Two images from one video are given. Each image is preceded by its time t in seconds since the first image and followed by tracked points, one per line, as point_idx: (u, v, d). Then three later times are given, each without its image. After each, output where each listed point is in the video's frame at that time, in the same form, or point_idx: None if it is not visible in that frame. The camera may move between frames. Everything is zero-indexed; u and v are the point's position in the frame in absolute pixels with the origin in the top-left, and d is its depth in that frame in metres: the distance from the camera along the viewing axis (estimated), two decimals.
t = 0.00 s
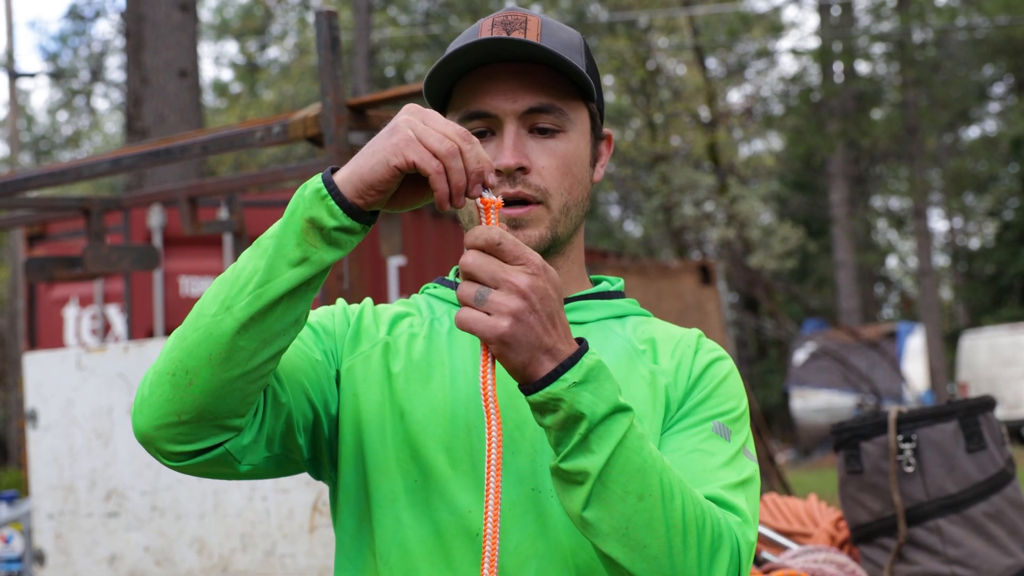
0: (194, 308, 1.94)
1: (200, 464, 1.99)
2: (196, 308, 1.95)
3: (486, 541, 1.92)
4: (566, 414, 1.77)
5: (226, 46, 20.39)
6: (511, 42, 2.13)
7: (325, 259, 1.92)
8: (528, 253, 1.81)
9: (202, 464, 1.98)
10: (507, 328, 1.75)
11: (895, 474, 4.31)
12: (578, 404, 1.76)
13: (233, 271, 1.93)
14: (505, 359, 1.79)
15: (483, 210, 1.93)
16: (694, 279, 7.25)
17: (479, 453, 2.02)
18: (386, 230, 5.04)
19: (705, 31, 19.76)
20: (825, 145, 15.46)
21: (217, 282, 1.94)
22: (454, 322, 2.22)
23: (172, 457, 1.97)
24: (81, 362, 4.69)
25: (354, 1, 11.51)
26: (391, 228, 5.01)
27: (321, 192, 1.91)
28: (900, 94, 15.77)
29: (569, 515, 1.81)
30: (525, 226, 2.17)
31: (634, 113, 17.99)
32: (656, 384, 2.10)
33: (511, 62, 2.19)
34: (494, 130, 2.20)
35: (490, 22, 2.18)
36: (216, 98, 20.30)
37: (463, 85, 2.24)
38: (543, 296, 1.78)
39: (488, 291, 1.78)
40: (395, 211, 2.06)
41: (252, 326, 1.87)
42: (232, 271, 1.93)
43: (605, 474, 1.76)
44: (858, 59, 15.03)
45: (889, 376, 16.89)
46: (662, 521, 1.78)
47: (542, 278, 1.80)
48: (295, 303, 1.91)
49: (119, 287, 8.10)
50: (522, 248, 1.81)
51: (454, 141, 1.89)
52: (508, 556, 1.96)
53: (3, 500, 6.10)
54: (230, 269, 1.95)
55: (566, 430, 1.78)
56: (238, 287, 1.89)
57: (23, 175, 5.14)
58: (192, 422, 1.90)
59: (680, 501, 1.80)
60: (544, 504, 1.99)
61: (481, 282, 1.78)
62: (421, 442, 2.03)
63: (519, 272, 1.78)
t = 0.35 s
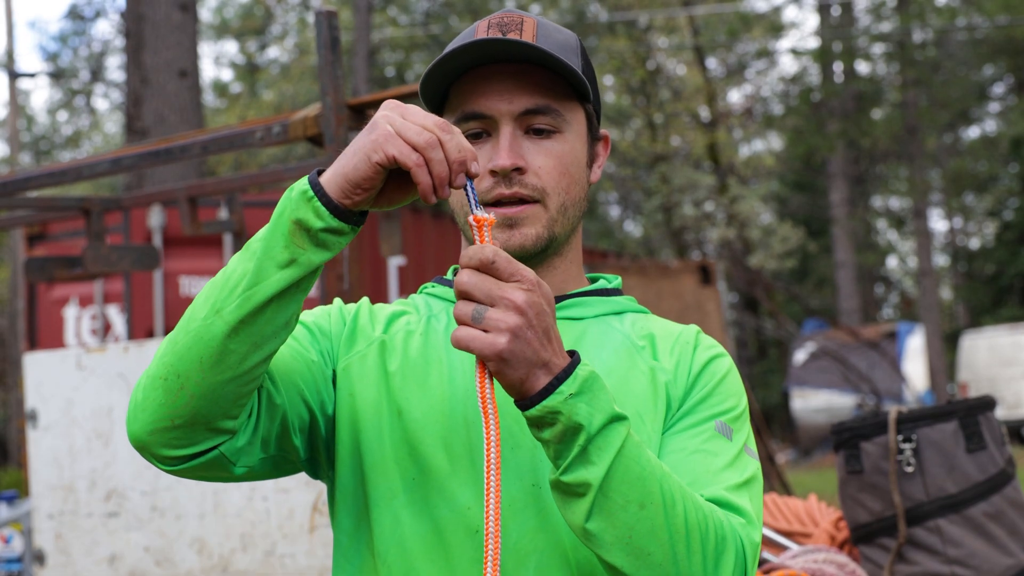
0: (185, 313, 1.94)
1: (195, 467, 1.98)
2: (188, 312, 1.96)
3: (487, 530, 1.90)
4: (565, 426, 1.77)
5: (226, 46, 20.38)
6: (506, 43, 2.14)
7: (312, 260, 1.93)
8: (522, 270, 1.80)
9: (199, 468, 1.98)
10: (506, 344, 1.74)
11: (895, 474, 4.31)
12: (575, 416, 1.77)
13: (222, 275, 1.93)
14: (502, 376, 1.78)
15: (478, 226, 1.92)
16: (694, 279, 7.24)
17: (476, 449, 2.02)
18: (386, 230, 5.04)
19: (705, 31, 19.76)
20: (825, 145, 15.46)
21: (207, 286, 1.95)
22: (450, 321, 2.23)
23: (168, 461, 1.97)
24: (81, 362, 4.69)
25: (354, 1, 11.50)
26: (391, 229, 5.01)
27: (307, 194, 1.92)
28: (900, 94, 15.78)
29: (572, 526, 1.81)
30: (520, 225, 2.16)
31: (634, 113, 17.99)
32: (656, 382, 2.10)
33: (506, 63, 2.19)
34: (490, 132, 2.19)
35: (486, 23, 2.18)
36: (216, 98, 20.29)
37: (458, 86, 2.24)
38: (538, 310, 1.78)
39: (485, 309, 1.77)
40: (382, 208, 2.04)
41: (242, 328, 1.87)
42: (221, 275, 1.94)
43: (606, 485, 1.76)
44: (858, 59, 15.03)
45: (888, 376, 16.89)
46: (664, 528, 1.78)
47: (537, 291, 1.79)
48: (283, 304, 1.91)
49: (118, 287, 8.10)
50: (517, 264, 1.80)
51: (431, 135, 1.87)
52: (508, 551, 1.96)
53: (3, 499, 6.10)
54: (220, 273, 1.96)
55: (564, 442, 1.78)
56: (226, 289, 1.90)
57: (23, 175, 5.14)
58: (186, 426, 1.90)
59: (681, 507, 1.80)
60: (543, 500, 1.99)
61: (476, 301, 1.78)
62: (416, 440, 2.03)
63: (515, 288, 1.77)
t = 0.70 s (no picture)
0: (178, 347, 1.94)
1: (209, 502, 1.99)
2: (179, 346, 1.95)
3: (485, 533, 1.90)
4: (564, 441, 1.76)
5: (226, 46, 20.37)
6: (507, 41, 2.14)
7: (296, 279, 1.92)
8: (528, 284, 1.78)
9: (213, 501, 1.99)
10: (510, 359, 1.73)
11: (895, 474, 4.31)
12: (575, 431, 1.76)
13: (210, 308, 1.92)
14: (504, 392, 1.77)
15: (479, 238, 1.90)
16: (694, 279, 7.24)
17: (473, 454, 2.02)
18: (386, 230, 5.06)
19: (705, 31, 19.78)
20: (825, 145, 15.45)
21: (196, 319, 1.93)
22: (446, 322, 2.22)
23: (180, 499, 1.97)
24: (81, 362, 4.69)
25: (354, 1, 11.51)
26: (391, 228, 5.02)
27: (282, 217, 1.90)
28: (900, 94, 15.78)
29: (571, 538, 1.81)
30: (519, 224, 2.16)
31: (634, 113, 18.00)
32: (655, 385, 2.10)
33: (506, 60, 2.19)
34: (491, 130, 2.19)
35: (488, 21, 2.19)
36: (216, 98, 20.27)
37: (459, 85, 2.23)
38: (542, 325, 1.76)
39: (491, 323, 1.75)
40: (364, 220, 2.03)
41: (239, 356, 1.87)
42: (208, 307, 1.93)
43: (606, 499, 1.77)
44: (858, 59, 15.05)
45: (888, 376, 16.90)
46: (664, 540, 1.79)
47: (541, 305, 1.78)
48: (276, 328, 1.90)
49: (118, 287, 8.10)
50: (523, 279, 1.78)
51: (401, 155, 1.84)
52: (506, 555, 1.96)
53: (3, 499, 6.10)
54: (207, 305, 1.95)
55: (564, 456, 1.78)
56: (217, 321, 1.89)
57: (23, 175, 5.14)
58: (196, 462, 1.90)
59: (680, 518, 1.81)
60: (542, 502, 1.99)
61: (478, 313, 1.76)
62: (413, 446, 2.03)
63: (521, 303, 1.76)
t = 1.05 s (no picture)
0: (177, 389, 1.93)
1: (220, 540, 1.99)
2: (178, 389, 1.94)
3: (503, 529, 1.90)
4: (573, 444, 1.76)
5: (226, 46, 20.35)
6: (508, 40, 2.14)
7: (292, 319, 1.90)
8: (540, 286, 1.77)
9: (223, 539, 1.99)
10: (524, 361, 1.72)
11: (895, 474, 4.31)
12: (584, 434, 1.76)
13: (206, 355, 1.91)
14: (514, 395, 1.76)
15: (489, 239, 1.88)
16: (694, 279, 7.24)
17: (471, 462, 2.02)
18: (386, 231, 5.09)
19: (705, 31, 19.79)
20: (825, 145, 15.44)
21: (194, 365, 1.93)
22: (442, 325, 2.21)
23: (192, 541, 1.97)
24: (81, 361, 4.70)
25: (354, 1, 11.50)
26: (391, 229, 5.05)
27: (274, 259, 1.89)
28: (900, 94, 15.79)
29: (578, 541, 1.81)
30: (520, 219, 2.14)
31: (634, 113, 18.00)
32: (654, 385, 2.10)
33: (507, 60, 2.19)
34: (493, 130, 2.18)
35: (490, 19, 2.20)
36: (216, 98, 20.27)
37: (458, 84, 2.22)
38: (555, 327, 1.75)
39: (505, 325, 1.74)
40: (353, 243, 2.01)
41: (241, 401, 1.86)
42: (205, 354, 1.92)
43: (613, 503, 1.77)
44: (858, 59, 15.04)
45: (889, 376, 16.91)
46: (671, 543, 1.79)
47: (553, 307, 1.77)
48: (276, 368, 1.90)
49: (118, 287, 8.10)
50: (536, 281, 1.77)
51: (388, 191, 1.84)
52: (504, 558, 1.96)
53: (3, 499, 6.09)
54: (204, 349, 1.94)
55: (572, 460, 1.78)
56: (215, 369, 1.88)
57: (23, 175, 5.14)
58: (205, 505, 1.90)
59: (687, 522, 1.81)
60: (542, 502, 1.99)
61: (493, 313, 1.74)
62: (411, 457, 2.02)
63: (535, 305, 1.74)
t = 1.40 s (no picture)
0: (182, 387, 1.92)
1: (220, 543, 1.97)
2: (182, 384, 1.93)
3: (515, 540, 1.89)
4: (588, 449, 1.76)
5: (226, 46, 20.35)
6: (499, 32, 2.13)
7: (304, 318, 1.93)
8: (557, 290, 1.78)
9: (224, 542, 1.97)
10: (538, 365, 1.74)
11: (895, 474, 4.31)
12: (599, 440, 1.76)
13: (213, 353, 1.90)
14: (530, 398, 1.77)
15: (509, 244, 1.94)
16: (694, 279, 7.25)
17: (473, 466, 2.02)
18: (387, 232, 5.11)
19: (705, 31, 19.80)
20: (825, 145, 15.42)
21: (200, 361, 1.92)
22: (444, 324, 2.20)
23: (192, 545, 1.95)
24: (81, 361, 4.70)
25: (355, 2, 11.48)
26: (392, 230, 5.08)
27: (293, 255, 1.91)
28: (900, 94, 15.78)
29: (590, 545, 1.82)
30: (521, 214, 2.14)
31: (634, 113, 18.01)
32: (656, 389, 2.09)
33: (502, 55, 2.19)
34: (486, 124, 2.19)
35: (480, 16, 2.18)
36: (216, 98, 20.25)
37: (451, 81, 2.22)
38: (571, 331, 1.77)
39: (521, 327, 1.76)
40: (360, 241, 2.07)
41: (248, 397, 1.86)
42: (212, 351, 1.91)
43: (627, 509, 1.77)
44: (858, 59, 15.03)
45: (889, 377, 16.91)
46: (683, 551, 1.79)
47: (569, 310, 1.78)
48: (284, 368, 1.91)
49: (118, 287, 8.10)
50: (554, 284, 1.79)
51: (425, 204, 1.94)
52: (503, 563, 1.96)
53: (3, 499, 6.09)
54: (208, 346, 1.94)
55: (587, 465, 1.78)
56: (223, 367, 1.88)
57: (23, 175, 5.13)
58: (211, 506, 1.89)
59: (699, 529, 1.81)
60: (543, 506, 1.99)
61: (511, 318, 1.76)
62: (413, 458, 2.03)
63: (551, 309, 1.76)
